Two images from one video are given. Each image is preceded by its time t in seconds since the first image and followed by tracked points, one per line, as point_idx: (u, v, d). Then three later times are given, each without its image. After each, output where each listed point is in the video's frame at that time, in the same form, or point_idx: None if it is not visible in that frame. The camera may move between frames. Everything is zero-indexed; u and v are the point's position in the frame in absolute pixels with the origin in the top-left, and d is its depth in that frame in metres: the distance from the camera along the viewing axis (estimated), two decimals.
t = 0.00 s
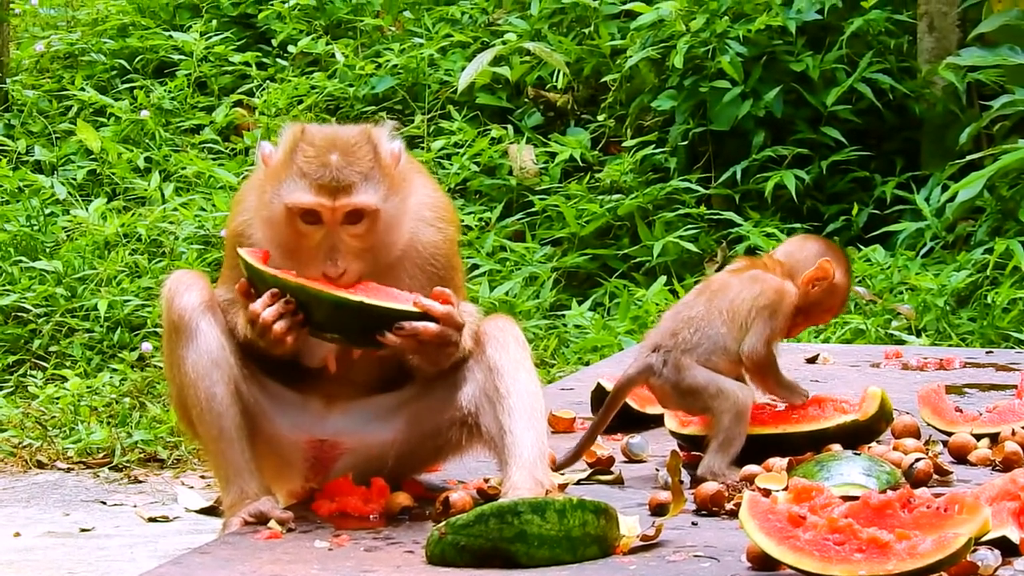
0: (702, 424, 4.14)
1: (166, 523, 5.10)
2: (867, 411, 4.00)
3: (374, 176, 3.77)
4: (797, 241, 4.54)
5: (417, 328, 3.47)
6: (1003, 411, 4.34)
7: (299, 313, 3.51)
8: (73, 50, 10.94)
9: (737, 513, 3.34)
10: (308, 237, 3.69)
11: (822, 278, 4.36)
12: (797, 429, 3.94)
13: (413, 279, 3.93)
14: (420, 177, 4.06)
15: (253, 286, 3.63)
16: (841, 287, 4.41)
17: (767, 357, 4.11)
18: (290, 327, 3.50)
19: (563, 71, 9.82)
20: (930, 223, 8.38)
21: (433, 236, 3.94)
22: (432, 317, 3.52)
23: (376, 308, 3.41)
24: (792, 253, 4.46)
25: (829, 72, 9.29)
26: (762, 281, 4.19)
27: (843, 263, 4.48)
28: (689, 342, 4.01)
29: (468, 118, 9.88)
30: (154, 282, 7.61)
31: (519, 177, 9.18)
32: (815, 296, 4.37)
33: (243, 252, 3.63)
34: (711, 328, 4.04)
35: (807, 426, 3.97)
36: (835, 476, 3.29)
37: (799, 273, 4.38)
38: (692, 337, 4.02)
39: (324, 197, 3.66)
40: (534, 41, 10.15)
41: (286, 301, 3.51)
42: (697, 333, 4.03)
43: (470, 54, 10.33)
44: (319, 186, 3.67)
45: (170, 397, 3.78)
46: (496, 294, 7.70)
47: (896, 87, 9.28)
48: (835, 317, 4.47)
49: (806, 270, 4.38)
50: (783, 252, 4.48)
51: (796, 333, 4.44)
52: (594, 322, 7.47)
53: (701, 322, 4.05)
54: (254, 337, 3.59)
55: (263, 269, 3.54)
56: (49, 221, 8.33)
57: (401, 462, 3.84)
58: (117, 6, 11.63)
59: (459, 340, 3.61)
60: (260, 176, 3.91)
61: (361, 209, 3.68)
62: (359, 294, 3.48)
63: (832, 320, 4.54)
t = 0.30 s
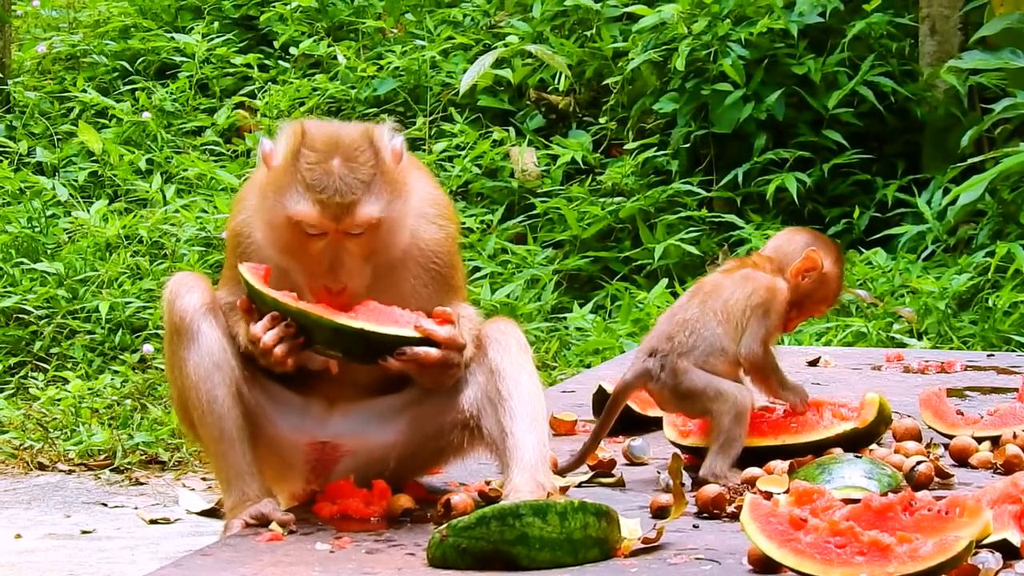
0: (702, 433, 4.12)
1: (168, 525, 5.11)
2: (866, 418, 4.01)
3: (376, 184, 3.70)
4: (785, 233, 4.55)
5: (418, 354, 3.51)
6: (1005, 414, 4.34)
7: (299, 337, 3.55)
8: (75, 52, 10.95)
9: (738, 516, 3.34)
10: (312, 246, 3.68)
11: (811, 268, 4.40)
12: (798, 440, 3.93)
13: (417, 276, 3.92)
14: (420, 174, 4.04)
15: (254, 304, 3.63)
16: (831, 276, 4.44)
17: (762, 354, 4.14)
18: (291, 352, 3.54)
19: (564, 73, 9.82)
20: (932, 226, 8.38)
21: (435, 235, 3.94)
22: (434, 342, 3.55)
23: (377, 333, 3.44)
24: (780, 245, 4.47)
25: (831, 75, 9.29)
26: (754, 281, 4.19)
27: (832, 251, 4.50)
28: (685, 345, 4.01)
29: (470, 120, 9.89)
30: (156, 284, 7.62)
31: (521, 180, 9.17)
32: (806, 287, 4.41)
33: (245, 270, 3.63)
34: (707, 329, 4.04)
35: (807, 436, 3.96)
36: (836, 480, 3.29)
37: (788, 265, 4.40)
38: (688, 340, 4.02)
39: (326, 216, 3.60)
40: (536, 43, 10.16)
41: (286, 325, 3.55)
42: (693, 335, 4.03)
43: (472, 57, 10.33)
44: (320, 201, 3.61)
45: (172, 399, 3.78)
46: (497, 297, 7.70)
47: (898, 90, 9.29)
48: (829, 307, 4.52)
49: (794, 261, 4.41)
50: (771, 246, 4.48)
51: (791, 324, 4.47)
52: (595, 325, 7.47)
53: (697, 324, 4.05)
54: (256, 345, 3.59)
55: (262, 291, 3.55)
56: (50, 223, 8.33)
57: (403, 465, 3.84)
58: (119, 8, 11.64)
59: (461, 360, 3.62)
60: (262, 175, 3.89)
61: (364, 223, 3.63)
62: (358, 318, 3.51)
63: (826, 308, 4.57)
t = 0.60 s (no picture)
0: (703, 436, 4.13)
1: (168, 527, 5.11)
2: (868, 421, 4.02)
3: (360, 190, 3.69)
4: (792, 247, 4.55)
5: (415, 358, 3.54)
6: (1006, 417, 4.34)
7: (296, 345, 3.56)
8: (76, 54, 10.95)
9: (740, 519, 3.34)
10: (296, 251, 3.68)
11: (818, 279, 4.38)
12: (800, 443, 3.93)
13: (417, 279, 3.93)
14: (419, 177, 4.05)
15: (251, 314, 3.62)
16: (839, 286, 4.42)
17: (766, 358, 4.12)
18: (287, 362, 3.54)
19: (566, 75, 9.83)
20: (933, 228, 8.38)
21: (434, 238, 3.94)
22: (430, 345, 3.58)
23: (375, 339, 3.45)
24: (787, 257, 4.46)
25: (832, 77, 9.30)
26: (760, 286, 4.18)
27: (839, 263, 4.49)
28: (689, 347, 4.00)
29: (471, 122, 9.89)
30: (158, 286, 7.62)
31: (522, 182, 9.18)
32: (814, 299, 4.38)
33: (240, 281, 3.63)
34: (712, 332, 4.02)
35: (809, 438, 3.96)
36: (837, 482, 3.29)
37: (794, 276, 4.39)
38: (692, 342, 4.01)
39: (305, 225, 3.59)
40: (537, 45, 10.17)
41: (282, 335, 3.56)
42: (698, 337, 4.01)
43: (473, 59, 10.33)
44: (300, 209, 3.59)
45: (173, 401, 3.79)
46: (498, 299, 7.71)
47: (899, 92, 9.30)
48: (838, 319, 4.48)
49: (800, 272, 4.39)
50: (779, 261, 4.49)
51: (799, 336, 4.44)
52: (596, 327, 7.47)
53: (702, 326, 4.04)
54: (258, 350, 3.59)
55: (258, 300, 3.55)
56: (51, 224, 8.34)
57: (403, 468, 3.84)
58: (120, 11, 11.64)
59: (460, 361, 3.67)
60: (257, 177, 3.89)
61: (344, 232, 3.63)
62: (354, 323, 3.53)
63: (837, 320, 4.53)
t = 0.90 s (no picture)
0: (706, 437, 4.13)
1: (170, 529, 5.11)
2: (870, 423, 4.02)
3: (354, 169, 3.77)
4: (806, 293, 4.35)
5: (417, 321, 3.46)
6: (1009, 419, 4.34)
7: (299, 313, 3.48)
8: (77, 56, 10.95)
9: (742, 521, 3.33)
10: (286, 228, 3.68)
11: (826, 326, 4.12)
12: (801, 445, 3.94)
13: (418, 282, 3.93)
14: (428, 186, 4.06)
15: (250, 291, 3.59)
16: (847, 333, 4.18)
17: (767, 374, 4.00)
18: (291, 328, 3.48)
19: (568, 78, 9.83)
20: (935, 230, 8.38)
21: (438, 243, 3.92)
22: (431, 310, 3.52)
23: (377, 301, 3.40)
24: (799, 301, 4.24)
25: (834, 79, 9.29)
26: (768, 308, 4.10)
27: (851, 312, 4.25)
28: (693, 342, 4.01)
29: (473, 125, 9.89)
30: (159, 289, 7.62)
31: (524, 184, 9.19)
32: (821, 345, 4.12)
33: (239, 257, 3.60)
34: (719, 334, 4.02)
35: (811, 440, 3.96)
36: (839, 484, 3.28)
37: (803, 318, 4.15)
38: (698, 338, 4.02)
39: (295, 187, 3.64)
40: (538, 48, 10.17)
41: (285, 302, 3.48)
42: (704, 334, 4.03)
43: (474, 61, 10.33)
44: (291, 176, 3.65)
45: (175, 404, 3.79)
46: (500, 302, 7.71)
47: (901, 95, 9.30)
48: (848, 369, 4.23)
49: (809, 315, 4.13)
50: (796, 301, 4.31)
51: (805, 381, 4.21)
52: (599, 329, 7.46)
53: (711, 325, 4.05)
54: (259, 346, 3.59)
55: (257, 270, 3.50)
56: (53, 227, 8.34)
57: (405, 469, 3.84)
58: (122, 13, 11.65)
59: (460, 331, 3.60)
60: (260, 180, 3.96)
61: (335, 198, 3.69)
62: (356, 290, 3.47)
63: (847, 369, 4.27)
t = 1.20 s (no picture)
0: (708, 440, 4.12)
1: (172, 532, 5.11)
2: (872, 426, 4.02)
3: (356, 172, 3.78)
4: (806, 299, 4.37)
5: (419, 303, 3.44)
6: (1011, 422, 4.34)
7: (300, 311, 3.46)
8: (79, 58, 10.95)
9: (744, 524, 3.33)
10: (288, 230, 3.68)
11: (829, 329, 4.18)
12: (803, 448, 3.94)
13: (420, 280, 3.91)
14: (430, 184, 4.06)
15: (250, 291, 3.59)
16: (852, 338, 4.22)
17: (774, 374, 4.01)
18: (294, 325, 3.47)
19: (569, 80, 9.83)
20: (936, 233, 8.38)
21: (441, 241, 3.93)
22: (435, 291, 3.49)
23: (378, 290, 3.37)
24: (806, 306, 4.29)
25: (835, 82, 9.29)
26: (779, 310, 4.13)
27: (855, 319, 4.30)
28: (702, 341, 4.00)
29: (474, 127, 9.90)
30: (161, 291, 7.63)
31: (526, 187, 9.20)
32: (825, 348, 4.17)
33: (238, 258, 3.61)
34: (727, 334, 4.01)
35: (813, 442, 3.96)
36: (842, 486, 3.28)
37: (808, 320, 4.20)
38: (707, 338, 4.01)
39: (298, 189, 3.65)
40: (540, 50, 10.17)
41: (286, 300, 3.47)
42: (713, 333, 4.01)
43: (476, 63, 10.33)
44: (297, 176, 3.66)
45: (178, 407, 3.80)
46: (501, 304, 7.72)
47: (902, 97, 9.29)
48: (850, 372, 4.28)
49: (814, 318, 4.19)
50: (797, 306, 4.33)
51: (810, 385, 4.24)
52: (600, 332, 7.47)
53: (720, 326, 4.03)
54: (261, 345, 3.59)
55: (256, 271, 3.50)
56: (54, 230, 8.34)
57: (407, 471, 3.84)
58: (123, 15, 11.65)
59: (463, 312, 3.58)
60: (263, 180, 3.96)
61: (337, 201, 3.69)
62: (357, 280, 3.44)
63: (849, 374, 4.32)
